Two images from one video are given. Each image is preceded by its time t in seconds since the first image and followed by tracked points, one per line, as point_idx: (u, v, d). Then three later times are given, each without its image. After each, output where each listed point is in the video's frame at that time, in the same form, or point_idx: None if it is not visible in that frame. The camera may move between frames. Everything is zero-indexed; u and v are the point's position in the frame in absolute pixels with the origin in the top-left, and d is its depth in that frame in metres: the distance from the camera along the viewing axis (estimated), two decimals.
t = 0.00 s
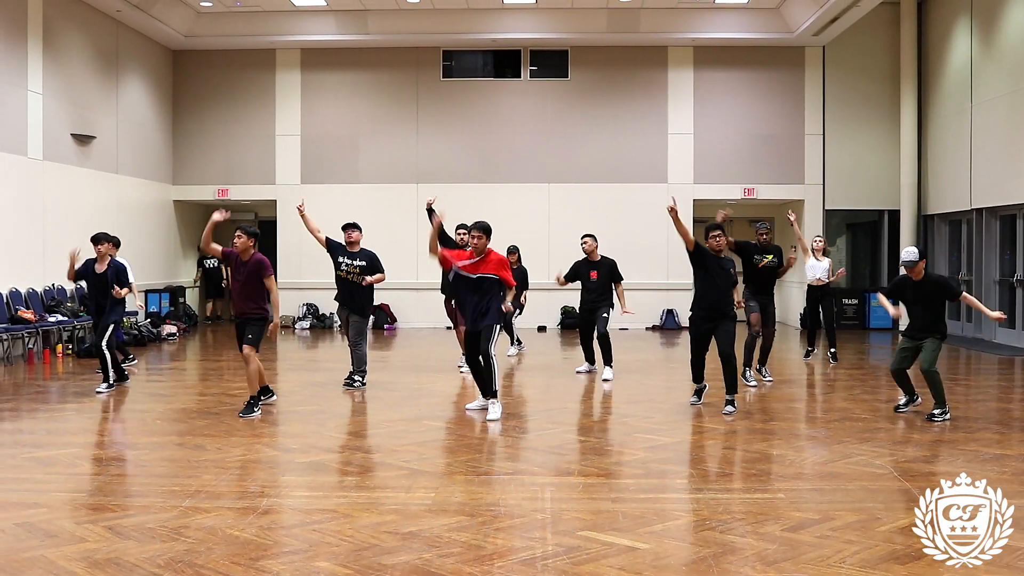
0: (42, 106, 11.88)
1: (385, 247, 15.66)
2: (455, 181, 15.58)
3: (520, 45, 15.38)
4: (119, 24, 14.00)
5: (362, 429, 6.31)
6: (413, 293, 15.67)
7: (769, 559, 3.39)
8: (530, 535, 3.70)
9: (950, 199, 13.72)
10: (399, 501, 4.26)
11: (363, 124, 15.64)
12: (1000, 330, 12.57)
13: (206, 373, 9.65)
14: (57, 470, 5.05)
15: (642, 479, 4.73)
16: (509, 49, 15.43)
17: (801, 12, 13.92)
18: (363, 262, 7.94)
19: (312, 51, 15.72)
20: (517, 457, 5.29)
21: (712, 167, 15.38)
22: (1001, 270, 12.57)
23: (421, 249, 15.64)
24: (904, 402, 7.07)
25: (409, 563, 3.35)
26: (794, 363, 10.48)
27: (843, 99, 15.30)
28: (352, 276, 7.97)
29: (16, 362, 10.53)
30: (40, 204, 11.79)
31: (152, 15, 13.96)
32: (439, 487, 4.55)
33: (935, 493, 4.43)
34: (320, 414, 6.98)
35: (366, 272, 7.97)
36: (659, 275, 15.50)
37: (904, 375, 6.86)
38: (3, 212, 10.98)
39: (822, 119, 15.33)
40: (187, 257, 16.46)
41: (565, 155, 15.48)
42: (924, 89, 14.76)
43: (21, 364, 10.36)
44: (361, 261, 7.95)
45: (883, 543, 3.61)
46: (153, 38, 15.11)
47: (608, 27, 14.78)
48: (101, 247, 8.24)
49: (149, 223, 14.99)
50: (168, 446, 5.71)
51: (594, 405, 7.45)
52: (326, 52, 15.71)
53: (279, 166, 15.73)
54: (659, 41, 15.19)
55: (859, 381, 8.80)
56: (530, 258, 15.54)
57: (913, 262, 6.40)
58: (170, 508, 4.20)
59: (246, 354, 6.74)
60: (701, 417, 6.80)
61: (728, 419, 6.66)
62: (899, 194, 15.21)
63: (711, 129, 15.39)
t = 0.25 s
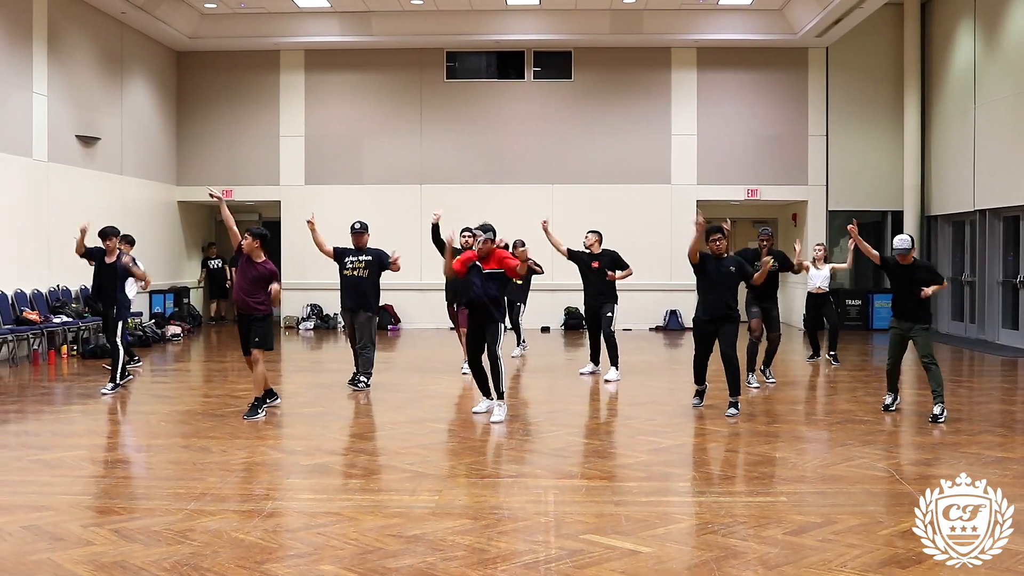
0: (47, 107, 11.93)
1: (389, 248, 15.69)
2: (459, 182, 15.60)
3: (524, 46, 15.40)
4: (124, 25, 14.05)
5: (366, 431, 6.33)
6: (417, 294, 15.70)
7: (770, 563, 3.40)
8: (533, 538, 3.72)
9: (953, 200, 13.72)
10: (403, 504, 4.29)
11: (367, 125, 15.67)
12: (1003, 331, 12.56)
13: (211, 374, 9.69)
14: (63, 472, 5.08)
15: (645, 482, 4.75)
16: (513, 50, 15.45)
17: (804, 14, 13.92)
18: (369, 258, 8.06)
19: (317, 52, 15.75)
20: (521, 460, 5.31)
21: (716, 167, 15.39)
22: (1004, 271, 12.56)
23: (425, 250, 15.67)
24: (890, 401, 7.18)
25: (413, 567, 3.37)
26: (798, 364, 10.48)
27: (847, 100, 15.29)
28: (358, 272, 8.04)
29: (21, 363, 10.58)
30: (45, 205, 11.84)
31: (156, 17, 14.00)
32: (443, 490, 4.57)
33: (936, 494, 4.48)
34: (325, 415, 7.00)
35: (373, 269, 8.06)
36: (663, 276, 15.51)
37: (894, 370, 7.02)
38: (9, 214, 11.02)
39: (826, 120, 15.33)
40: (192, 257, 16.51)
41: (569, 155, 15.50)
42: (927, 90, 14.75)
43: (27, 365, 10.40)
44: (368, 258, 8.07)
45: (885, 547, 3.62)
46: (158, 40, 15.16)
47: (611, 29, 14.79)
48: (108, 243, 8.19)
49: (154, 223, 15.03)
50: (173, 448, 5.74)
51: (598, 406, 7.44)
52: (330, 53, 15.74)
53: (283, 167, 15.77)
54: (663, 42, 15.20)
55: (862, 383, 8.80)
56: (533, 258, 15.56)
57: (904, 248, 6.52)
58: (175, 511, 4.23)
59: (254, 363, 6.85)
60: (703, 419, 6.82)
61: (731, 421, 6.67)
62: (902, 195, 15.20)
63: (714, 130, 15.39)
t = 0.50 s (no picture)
0: (53, 110, 11.97)
1: (393, 251, 15.72)
2: (463, 184, 15.63)
3: (528, 49, 15.42)
4: (129, 28, 14.10)
5: (371, 434, 6.35)
6: (421, 296, 15.73)
7: (774, 568, 3.42)
8: (538, 543, 3.73)
9: (957, 203, 13.71)
10: (408, 508, 4.31)
11: (371, 127, 15.71)
12: (1007, 333, 12.55)
13: (216, 377, 9.71)
14: (69, 476, 5.10)
15: (649, 487, 4.76)
16: (517, 53, 15.47)
17: (808, 16, 13.92)
18: (372, 266, 8.05)
19: (321, 55, 15.79)
20: (525, 464, 5.33)
21: (720, 170, 15.40)
22: (1008, 274, 12.55)
23: (429, 252, 15.70)
24: (894, 405, 7.19)
25: (419, 571, 3.40)
26: (801, 367, 10.49)
27: (850, 103, 15.29)
28: (363, 281, 8.05)
29: (27, 365, 10.61)
30: (51, 208, 11.88)
31: (161, 19, 14.04)
32: (448, 494, 4.59)
33: (936, 494, 4.58)
34: (329, 419, 7.02)
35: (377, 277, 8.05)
36: (667, 278, 15.51)
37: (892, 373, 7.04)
38: (14, 217, 11.05)
39: (829, 122, 15.33)
40: (196, 259, 16.56)
41: (572, 158, 15.52)
42: (931, 93, 14.75)
43: (32, 367, 10.43)
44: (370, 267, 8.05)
45: (889, 552, 3.64)
46: (162, 42, 15.20)
47: (615, 31, 14.81)
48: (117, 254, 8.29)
49: (159, 225, 15.08)
50: (179, 452, 5.76)
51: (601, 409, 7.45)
52: (334, 56, 15.77)
53: (287, 169, 15.81)
54: (667, 45, 15.21)
55: (866, 387, 8.81)
56: (537, 261, 15.58)
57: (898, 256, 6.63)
58: (182, 515, 4.25)
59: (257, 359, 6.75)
60: (707, 423, 6.82)
61: (735, 425, 6.67)
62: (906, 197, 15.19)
63: (718, 133, 15.40)
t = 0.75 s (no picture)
0: (55, 111, 12.00)
1: (394, 251, 15.74)
2: (464, 185, 15.66)
3: (529, 50, 15.44)
4: (132, 29, 14.12)
5: (373, 436, 6.38)
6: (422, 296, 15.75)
7: (776, 571, 3.44)
8: (541, 546, 3.76)
9: (958, 204, 13.72)
10: (411, 510, 4.33)
11: (372, 129, 15.73)
12: (1007, 335, 12.57)
13: (217, 378, 9.74)
14: (73, 478, 5.12)
15: (651, 489, 4.78)
16: (518, 54, 15.49)
17: (810, 17, 13.94)
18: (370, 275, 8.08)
19: (322, 56, 15.81)
20: (527, 465, 5.35)
21: (721, 170, 15.42)
22: (1009, 275, 12.57)
23: (430, 253, 15.72)
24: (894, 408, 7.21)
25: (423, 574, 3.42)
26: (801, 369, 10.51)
27: (851, 105, 15.31)
28: (364, 291, 8.10)
29: (29, 366, 10.63)
30: (53, 209, 11.91)
31: (163, 20, 14.07)
32: (451, 496, 4.61)
33: (936, 493, 4.65)
34: (331, 420, 7.05)
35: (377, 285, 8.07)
36: (668, 279, 15.53)
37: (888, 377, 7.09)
38: (16, 218, 11.07)
39: (830, 124, 15.35)
40: (198, 259, 16.58)
41: (574, 159, 15.54)
42: (932, 94, 14.76)
43: (35, 368, 10.46)
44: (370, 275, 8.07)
45: (891, 555, 3.66)
46: (164, 43, 15.22)
47: (616, 32, 14.84)
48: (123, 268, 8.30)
49: (160, 225, 15.11)
50: (182, 454, 5.78)
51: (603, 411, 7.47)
52: (335, 56, 15.79)
53: (289, 170, 15.83)
54: (668, 47, 15.23)
55: (866, 389, 8.83)
56: (538, 262, 15.61)
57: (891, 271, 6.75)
58: (186, 517, 4.28)
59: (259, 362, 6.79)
60: (708, 425, 6.84)
61: (736, 427, 6.69)
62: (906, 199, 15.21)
63: (719, 134, 15.42)
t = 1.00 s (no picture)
0: (59, 112, 12.03)
1: (397, 252, 15.76)
2: (467, 186, 15.68)
3: (532, 51, 15.46)
4: (135, 29, 14.16)
5: (376, 436, 6.40)
6: (424, 296, 15.78)
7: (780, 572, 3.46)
8: (546, 546, 3.78)
9: (960, 205, 13.73)
10: (416, 511, 4.35)
11: (375, 129, 15.76)
12: (1009, 335, 12.57)
13: (221, 379, 9.77)
14: (80, 479, 5.15)
15: (655, 490, 4.80)
16: (521, 54, 15.51)
17: (812, 18, 13.96)
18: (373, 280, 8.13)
19: (325, 56, 15.84)
20: (531, 466, 5.37)
21: (724, 171, 15.43)
22: (1011, 276, 12.57)
23: (433, 253, 15.74)
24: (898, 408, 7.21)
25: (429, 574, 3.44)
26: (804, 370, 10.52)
27: (854, 106, 15.31)
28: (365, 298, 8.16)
29: (33, 366, 10.66)
30: (57, 209, 11.94)
31: (167, 21, 14.10)
32: (456, 497, 4.63)
33: (936, 493, 4.67)
34: (335, 421, 7.07)
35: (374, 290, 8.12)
36: (670, 280, 15.54)
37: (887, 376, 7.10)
38: (20, 218, 11.11)
39: (833, 125, 15.36)
40: (200, 260, 16.61)
41: (577, 159, 15.56)
42: (934, 95, 14.76)
43: (38, 368, 10.49)
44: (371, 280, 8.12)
45: (894, 556, 3.68)
46: (168, 43, 15.26)
47: (619, 33, 14.86)
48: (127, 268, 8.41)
49: (163, 225, 15.14)
50: (187, 454, 5.81)
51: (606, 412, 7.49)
52: (339, 57, 15.82)
53: (292, 170, 15.86)
54: (671, 47, 15.25)
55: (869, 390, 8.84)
56: (541, 262, 15.63)
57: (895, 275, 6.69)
58: (193, 518, 4.30)
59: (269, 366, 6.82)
60: (711, 426, 6.86)
61: (739, 429, 6.71)
62: (909, 199, 15.21)
63: (722, 134, 15.44)
